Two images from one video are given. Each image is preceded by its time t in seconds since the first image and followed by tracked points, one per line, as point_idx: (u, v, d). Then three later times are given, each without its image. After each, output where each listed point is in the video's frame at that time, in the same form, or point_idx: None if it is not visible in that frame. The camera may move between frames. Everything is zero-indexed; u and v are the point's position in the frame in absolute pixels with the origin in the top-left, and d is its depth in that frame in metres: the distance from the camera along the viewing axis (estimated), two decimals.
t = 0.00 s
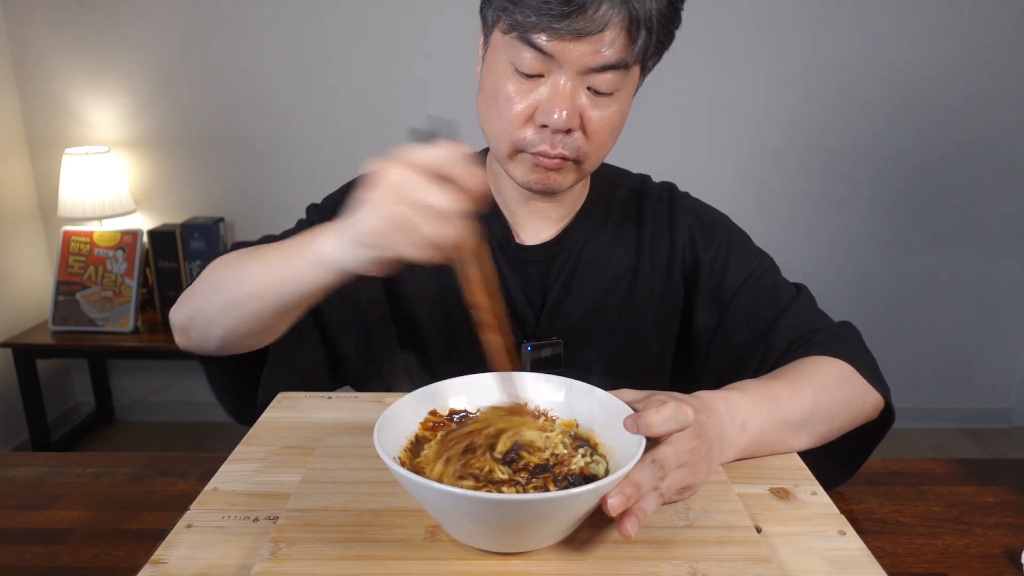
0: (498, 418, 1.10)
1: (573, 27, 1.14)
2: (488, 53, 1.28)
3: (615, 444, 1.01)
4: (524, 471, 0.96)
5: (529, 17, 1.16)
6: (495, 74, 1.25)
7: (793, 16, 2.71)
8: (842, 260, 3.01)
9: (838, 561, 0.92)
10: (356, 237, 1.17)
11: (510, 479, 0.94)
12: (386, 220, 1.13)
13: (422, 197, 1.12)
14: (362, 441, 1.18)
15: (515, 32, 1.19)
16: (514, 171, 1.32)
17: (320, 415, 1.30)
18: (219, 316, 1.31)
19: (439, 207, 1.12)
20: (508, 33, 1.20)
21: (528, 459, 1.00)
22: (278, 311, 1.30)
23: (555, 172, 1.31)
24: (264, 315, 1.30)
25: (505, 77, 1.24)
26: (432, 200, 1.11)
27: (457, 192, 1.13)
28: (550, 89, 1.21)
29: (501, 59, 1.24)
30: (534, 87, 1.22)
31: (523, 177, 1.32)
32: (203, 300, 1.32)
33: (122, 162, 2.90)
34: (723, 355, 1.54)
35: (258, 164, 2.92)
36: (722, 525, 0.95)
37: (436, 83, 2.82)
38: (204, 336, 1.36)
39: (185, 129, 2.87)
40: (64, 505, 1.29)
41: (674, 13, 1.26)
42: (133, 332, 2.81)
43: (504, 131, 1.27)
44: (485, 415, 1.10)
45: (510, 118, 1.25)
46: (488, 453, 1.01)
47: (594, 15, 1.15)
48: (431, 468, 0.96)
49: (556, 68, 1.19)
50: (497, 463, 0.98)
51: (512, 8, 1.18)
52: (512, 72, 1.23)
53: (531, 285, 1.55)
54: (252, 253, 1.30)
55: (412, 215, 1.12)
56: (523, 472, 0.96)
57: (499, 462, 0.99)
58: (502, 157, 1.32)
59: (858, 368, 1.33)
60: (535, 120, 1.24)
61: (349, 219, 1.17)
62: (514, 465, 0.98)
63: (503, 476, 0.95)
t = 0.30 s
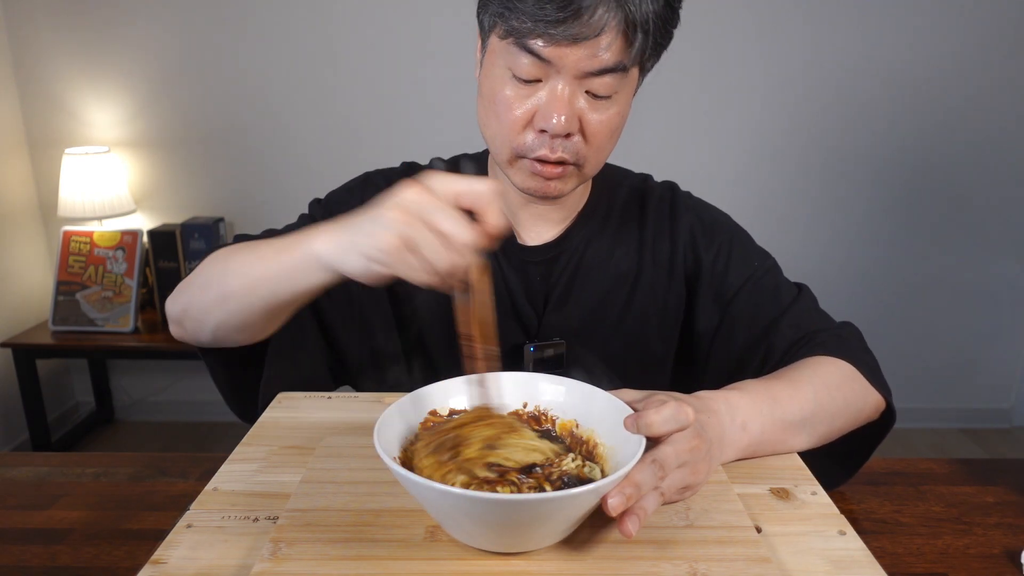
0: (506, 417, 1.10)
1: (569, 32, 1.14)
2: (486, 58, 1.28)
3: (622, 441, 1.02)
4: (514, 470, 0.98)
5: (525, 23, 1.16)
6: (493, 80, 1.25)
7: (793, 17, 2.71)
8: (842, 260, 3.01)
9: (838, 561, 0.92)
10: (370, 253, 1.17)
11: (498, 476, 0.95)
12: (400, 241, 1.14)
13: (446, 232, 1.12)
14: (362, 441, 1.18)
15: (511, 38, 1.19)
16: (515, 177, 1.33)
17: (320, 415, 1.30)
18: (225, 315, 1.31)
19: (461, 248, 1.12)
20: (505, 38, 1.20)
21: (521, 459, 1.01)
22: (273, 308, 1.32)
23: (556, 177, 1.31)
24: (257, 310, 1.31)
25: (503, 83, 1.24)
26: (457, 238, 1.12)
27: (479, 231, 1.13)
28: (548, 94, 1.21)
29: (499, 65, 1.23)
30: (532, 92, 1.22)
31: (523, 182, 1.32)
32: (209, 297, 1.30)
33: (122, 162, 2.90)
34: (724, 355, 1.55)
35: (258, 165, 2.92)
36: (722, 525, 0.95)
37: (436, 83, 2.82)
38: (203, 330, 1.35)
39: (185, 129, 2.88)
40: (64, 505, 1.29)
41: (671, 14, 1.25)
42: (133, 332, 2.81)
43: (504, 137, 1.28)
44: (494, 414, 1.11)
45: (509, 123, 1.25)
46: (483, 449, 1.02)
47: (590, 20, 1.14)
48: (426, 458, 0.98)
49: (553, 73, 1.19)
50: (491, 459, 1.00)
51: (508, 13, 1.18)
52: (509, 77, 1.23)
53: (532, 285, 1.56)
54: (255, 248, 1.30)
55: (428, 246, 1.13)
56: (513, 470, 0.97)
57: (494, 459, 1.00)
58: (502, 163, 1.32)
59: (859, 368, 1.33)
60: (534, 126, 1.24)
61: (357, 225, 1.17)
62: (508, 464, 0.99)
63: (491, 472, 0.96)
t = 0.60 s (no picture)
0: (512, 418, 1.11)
1: (559, 30, 1.14)
2: (479, 59, 1.29)
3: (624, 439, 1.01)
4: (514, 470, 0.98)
5: (516, 21, 1.16)
6: (486, 80, 1.26)
7: (793, 17, 2.71)
8: (842, 260, 3.01)
9: (838, 561, 0.92)
10: (351, 334, 1.06)
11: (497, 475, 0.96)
12: (377, 324, 1.02)
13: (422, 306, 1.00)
14: (362, 441, 1.18)
15: (503, 37, 1.19)
16: (510, 178, 1.32)
17: (321, 415, 1.30)
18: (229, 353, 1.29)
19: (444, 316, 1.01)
20: (496, 38, 1.21)
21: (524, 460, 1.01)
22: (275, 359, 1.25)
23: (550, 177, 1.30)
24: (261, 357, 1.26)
25: (495, 83, 1.24)
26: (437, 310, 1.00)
27: (459, 289, 1.02)
28: (541, 92, 1.21)
29: (492, 65, 1.24)
30: (525, 91, 1.22)
31: (517, 182, 1.31)
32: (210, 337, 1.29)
33: (121, 162, 2.90)
34: (724, 355, 1.54)
35: (258, 165, 2.92)
36: (722, 525, 0.95)
37: (436, 83, 2.82)
38: (207, 360, 1.35)
39: (185, 129, 2.88)
40: (65, 505, 1.29)
41: (663, 11, 1.25)
42: (133, 332, 2.81)
43: (497, 137, 1.28)
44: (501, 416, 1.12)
45: (502, 123, 1.26)
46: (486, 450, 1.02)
47: (581, 17, 1.14)
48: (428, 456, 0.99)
49: (545, 71, 1.20)
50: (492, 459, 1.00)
51: (499, 13, 1.18)
52: (502, 77, 1.23)
53: (531, 285, 1.56)
54: (254, 297, 1.27)
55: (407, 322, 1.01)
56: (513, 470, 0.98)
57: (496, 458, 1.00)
58: (496, 163, 1.32)
59: (859, 368, 1.33)
60: (526, 125, 1.24)
61: (343, 302, 1.06)
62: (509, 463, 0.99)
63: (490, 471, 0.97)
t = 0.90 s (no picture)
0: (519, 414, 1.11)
1: (549, 27, 1.15)
2: (472, 59, 1.29)
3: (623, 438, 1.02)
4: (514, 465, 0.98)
5: (506, 20, 1.17)
6: (479, 80, 1.26)
7: (794, 17, 2.71)
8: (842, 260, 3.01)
9: (838, 561, 0.92)
10: (356, 347, 1.07)
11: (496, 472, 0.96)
12: (385, 333, 1.03)
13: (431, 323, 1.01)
14: (362, 441, 1.17)
15: (494, 36, 1.20)
16: (507, 177, 1.32)
17: (321, 415, 1.30)
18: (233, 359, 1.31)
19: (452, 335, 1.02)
20: (488, 37, 1.21)
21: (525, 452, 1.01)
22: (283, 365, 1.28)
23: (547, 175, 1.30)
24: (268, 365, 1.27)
25: (489, 83, 1.24)
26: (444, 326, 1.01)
27: (467, 300, 1.04)
28: (534, 90, 1.21)
29: (484, 64, 1.24)
30: (518, 89, 1.23)
31: (514, 182, 1.32)
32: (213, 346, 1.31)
33: (121, 162, 2.90)
34: (725, 355, 1.54)
35: (259, 165, 2.93)
36: (722, 525, 0.95)
37: (436, 84, 2.82)
38: (212, 370, 1.36)
39: (186, 129, 2.88)
40: (65, 505, 1.29)
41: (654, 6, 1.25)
42: (133, 332, 2.81)
43: (492, 137, 1.28)
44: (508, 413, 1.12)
45: (496, 122, 1.26)
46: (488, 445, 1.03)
47: (571, 13, 1.14)
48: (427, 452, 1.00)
49: (537, 68, 1.20)
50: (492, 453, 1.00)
51: (489, 12, 1.19)
52: (495, 76, 1.23)
53: (530, 285, 1.56)
54: (256, 307, 1.29)
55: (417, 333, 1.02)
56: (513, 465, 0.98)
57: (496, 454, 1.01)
58: (492, 163, 1.32)
59: (860, 368, 1.33)
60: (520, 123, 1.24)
61: (344, 314, 1.08)
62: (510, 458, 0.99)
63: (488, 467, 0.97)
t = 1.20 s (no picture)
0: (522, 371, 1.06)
1: (596, 55, 1.14)
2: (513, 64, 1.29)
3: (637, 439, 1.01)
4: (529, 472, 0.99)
5: (553, 41, 1.16)
6: (516, 89, 1.27)
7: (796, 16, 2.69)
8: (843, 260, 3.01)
9: (838, 561, 0.92)
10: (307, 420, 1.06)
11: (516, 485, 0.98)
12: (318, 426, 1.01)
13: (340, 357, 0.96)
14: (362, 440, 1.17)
15: (539, 53, 1.19)
16: (530, 176, 1.39)
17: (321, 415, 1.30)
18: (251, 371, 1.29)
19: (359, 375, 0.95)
20: (532, 52, 1.20)
21: (535, 447, 1.00)
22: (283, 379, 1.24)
23: (566, 181, 1.35)
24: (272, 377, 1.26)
25: (525, 95, 1.26)
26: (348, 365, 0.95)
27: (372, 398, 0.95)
28: (569, 112, 1.23)
29: (524, 76, 1.25)
30: (554, 107, 1.24)
31: (539, 185, 1.39)
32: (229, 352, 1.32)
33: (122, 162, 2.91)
34: (727, 361, 1.55)
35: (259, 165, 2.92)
36: (722, 525, 0.95)
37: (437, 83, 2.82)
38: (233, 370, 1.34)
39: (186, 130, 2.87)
40: (65, 505, 1.29)
41: (693, 30, 1.20)
42: (133, 331, 2.87)
43: (520, 142, 1.32)
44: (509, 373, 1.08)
45: (517, 128, 1.30)
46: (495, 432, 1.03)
47: (618, 44, 1.14)
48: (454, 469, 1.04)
49: (576, 92, 1.21)
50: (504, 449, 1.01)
51: (536, 29, 1.18)
52: (534, 91, 1.24)
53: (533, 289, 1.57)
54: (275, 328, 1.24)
55: (296, 367, 0.94)
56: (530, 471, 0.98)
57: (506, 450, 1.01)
58: (520, 162, 1.38)
59: (865, 370, 1.33)
60: (542, 132, 1.28)
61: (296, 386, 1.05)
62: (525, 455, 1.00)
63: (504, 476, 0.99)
